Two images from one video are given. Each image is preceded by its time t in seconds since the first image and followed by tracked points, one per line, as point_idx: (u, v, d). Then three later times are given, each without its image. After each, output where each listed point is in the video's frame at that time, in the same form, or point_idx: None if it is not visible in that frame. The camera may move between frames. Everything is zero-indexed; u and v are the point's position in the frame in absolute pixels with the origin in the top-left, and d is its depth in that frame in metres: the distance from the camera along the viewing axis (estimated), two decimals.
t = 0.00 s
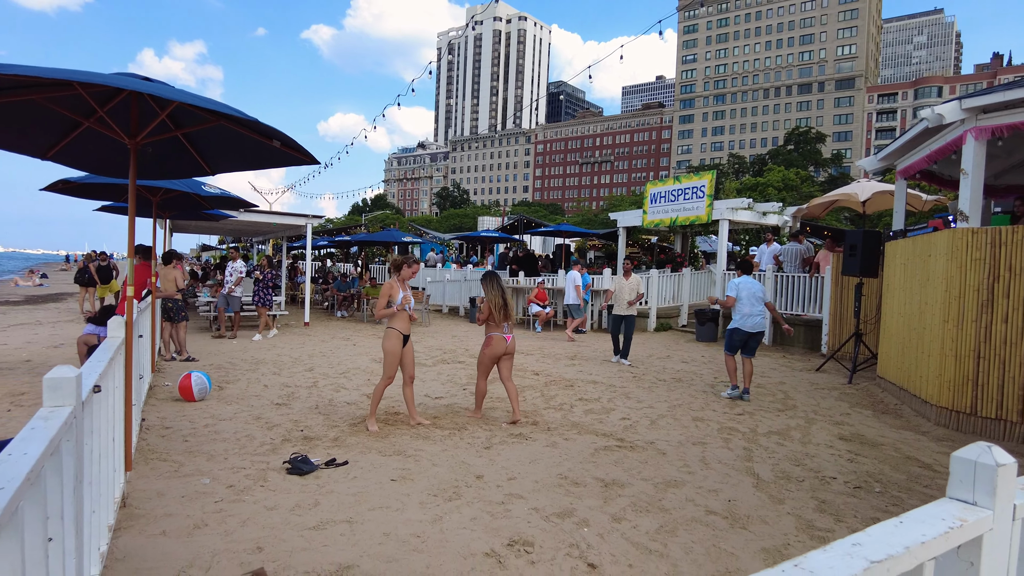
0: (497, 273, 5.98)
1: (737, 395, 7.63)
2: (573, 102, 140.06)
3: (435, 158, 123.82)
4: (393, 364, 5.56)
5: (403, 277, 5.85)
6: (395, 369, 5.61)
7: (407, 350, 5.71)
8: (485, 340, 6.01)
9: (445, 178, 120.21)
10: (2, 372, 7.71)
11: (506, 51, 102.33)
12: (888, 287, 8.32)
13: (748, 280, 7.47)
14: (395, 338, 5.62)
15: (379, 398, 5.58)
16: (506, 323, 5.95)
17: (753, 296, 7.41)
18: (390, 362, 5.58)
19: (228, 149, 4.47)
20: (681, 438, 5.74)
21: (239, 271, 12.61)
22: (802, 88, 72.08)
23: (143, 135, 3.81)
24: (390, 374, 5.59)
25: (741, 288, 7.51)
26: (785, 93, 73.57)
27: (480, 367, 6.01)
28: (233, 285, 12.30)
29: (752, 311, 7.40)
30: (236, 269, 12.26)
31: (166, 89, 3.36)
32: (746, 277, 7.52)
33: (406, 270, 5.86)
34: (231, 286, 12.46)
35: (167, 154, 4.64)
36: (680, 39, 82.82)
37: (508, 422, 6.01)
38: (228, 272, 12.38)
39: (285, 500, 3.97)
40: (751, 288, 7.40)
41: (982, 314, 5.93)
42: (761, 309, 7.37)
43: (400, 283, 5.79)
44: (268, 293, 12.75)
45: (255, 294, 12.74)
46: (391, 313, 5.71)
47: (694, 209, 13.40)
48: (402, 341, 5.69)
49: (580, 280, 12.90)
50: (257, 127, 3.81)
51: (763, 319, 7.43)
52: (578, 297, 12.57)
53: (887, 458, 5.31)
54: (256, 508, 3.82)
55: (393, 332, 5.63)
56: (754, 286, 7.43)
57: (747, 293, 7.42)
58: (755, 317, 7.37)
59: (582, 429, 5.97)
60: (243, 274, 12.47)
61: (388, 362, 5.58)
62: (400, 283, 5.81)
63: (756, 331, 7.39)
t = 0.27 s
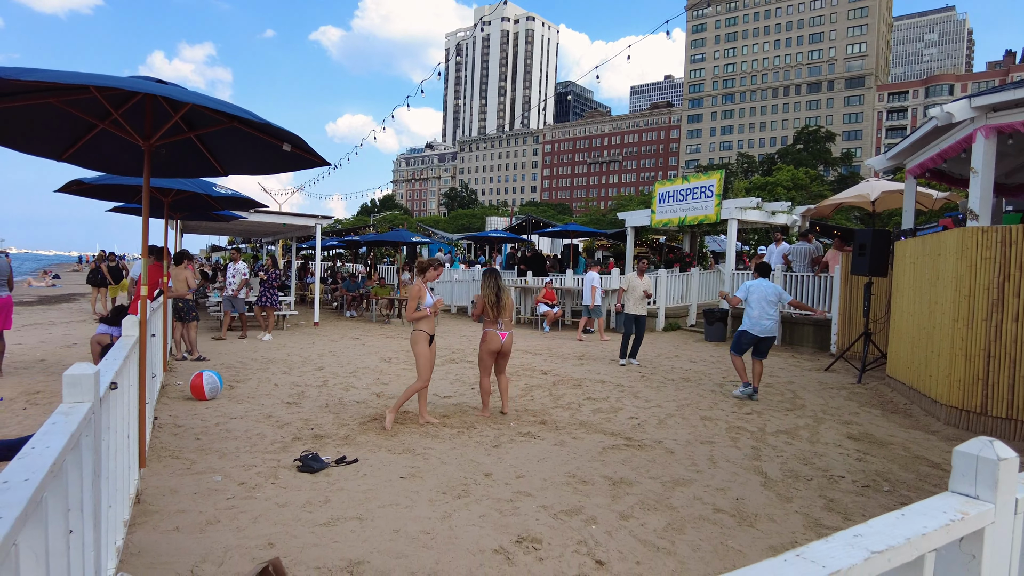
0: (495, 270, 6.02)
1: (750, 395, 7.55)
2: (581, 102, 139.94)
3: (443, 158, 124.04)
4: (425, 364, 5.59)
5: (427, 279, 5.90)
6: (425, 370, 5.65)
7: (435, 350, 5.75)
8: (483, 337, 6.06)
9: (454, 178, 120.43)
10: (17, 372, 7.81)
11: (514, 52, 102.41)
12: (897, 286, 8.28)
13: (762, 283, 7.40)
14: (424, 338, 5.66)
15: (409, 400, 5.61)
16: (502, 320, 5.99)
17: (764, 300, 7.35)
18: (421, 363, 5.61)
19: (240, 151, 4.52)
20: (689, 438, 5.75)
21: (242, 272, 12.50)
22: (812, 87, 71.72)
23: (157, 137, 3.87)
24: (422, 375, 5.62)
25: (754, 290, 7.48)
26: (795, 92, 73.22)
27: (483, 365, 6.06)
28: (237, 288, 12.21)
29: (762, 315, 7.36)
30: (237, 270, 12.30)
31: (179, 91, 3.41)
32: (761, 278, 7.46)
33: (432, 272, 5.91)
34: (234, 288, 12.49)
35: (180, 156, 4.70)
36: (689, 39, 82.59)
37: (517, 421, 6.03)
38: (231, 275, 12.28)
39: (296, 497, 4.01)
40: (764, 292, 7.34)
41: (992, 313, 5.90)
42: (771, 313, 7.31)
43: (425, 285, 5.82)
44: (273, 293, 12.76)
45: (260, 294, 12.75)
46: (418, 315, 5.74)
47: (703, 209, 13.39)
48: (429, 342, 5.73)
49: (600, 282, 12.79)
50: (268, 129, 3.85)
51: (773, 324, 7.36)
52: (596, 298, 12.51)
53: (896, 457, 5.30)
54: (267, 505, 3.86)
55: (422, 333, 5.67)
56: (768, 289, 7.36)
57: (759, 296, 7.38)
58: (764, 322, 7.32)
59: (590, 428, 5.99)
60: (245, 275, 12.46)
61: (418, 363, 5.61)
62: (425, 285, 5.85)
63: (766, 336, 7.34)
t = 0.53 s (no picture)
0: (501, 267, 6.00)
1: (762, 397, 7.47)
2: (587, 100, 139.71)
3: (449, 157, 124.08)
4: (448, 362, 5.53)
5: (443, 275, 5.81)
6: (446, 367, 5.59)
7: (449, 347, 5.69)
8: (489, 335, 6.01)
9: (460, 177, 120.48)
10: (25, 370, 7.83)
11: (519, 50, 102.32)
12: (906, 283, 8.20)
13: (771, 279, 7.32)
14: (440, 335, 5.60)
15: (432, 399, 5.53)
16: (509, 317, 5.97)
17: (772, 295, 7.26)
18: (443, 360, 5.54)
19: (245, 149, 4.51)
20: (696, 436, 5.71)
21: (242, 271, 12.44)
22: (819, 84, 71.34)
23: (161, 135, 3.85)
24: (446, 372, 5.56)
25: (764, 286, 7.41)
26: (802, 89, 72.86)
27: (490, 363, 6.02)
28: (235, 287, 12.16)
29: (770, 311, 7.25)
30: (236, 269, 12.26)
31: (180, 88, 3.38)
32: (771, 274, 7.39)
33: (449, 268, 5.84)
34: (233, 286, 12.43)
35: (185, 153, 4.68)
36: (695, 36, 82.29)
37: (523, 420, 6.00)
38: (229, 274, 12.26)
39: (300, 495, 3.99)
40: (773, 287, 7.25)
41: (1003, 311, 5.82)
42: (779, 308, 7.20)
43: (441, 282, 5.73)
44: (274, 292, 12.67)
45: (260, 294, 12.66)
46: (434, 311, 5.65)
47: (709, 207, 13.31)
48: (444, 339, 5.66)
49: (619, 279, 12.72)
50: (271, 126, 3.83)
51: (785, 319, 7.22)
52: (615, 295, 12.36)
53: (905, 456, 5.25)
54: (271, 503, 3.85)
55: (439, 329, 5.60)
56: (777, 284, 7.26)
57: (768, 292, 7.30)
58: (772, 317, 7.20)
59: (596, 427, 5.95)
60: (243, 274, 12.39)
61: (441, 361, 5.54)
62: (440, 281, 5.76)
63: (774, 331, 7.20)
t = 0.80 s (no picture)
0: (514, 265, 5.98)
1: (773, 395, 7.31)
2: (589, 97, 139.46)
3: (452, 155, 123.95)
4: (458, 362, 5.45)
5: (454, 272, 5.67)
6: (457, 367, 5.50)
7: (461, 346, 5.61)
8: (498, 333, 5.93)
9: (462, 175, 120.39)
10: (24, 368, 7.78)
11: (522, 47, 102.08)
12: (912, 281, 8.10)
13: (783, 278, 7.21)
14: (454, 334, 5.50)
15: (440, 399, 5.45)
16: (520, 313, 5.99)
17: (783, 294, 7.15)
18: (454, 360, 5.45)
19: (242, 144, 4.44)
20: (699, 436, 5.63)
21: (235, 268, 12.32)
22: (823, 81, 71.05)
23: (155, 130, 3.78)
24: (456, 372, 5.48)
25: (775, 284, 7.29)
26: (805, 86, 72.58)
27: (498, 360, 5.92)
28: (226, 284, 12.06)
29: (781, 310, 7.12)
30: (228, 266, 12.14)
31: (172, 81, 3.31)
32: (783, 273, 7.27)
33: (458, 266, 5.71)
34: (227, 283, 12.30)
35: (181, 148, 4.62)
36: (698, 33, 82.01)
37: (524, 419, 5.93)
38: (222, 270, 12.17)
39: (297, 496, 3.92)
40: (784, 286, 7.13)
41: (1012, 309, 5.71)
42: (789, 308, 7.08)
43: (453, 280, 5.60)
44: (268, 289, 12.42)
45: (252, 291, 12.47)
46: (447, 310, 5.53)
47: (713, 204, 13.21)
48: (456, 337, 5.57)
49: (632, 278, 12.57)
50: (267, 121, 3.75)
51: (796, 319, 7.06)
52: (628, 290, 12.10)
53: (912, 457, 5.16)
54: (267, 505, 3.78)
55: (452, 328, 5.50)
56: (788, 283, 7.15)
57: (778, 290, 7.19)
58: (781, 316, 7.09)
59: (598, 426, 5.88)
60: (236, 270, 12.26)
61: (452, 360, 5.45)
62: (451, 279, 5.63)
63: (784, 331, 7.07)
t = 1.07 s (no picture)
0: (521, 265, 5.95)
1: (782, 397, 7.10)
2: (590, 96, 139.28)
3: (453, 154, 123.84)
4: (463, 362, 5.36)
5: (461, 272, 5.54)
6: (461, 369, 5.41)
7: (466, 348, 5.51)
8: (506, 332, 5.85)
9: (463, 174, 120.28)
10: (19, 368, 7.70)
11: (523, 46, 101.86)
12: (918, 279, 8.00)
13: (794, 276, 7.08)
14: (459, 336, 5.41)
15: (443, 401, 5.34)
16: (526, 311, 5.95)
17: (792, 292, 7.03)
18: (459, 362, 5.36)
19: (235, 139, 4.35)
20: (703, 437, 5.53)
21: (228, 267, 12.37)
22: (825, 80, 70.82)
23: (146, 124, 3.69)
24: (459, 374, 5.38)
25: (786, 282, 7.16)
26: (807, 85, 72.36)
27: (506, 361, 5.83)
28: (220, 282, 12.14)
29: (789, 309, 7.00)
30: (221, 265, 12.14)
31: (163, 74, 3.22)
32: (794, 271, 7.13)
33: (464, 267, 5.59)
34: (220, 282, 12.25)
35: (174, 144, 4.52)
36: (700, 32, 81.77)
37: (525, 420, 5.83)
38: (215, 269, 12.23)
39: (292, 500, 3.83)
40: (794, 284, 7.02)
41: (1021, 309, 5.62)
42: (797, 306, 6.95)
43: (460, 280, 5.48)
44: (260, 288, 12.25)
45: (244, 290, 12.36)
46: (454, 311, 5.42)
47: (715, 202, 13.10)
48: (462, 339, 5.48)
49: (643, 277, 12.44)
50: (261, 114, 3.66)
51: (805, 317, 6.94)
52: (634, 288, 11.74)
53: (920, 459, 5.06)
54: (262, 509, 3.69)
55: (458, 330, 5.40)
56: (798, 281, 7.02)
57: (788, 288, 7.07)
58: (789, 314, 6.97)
59: (600, 427, 5.78)
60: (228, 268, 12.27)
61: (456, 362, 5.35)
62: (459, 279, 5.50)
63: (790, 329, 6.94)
